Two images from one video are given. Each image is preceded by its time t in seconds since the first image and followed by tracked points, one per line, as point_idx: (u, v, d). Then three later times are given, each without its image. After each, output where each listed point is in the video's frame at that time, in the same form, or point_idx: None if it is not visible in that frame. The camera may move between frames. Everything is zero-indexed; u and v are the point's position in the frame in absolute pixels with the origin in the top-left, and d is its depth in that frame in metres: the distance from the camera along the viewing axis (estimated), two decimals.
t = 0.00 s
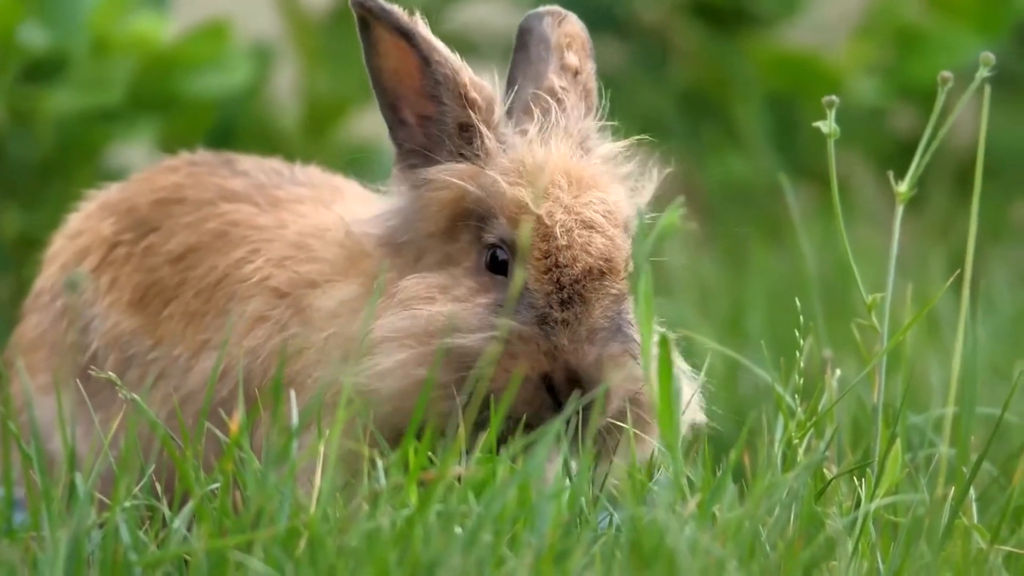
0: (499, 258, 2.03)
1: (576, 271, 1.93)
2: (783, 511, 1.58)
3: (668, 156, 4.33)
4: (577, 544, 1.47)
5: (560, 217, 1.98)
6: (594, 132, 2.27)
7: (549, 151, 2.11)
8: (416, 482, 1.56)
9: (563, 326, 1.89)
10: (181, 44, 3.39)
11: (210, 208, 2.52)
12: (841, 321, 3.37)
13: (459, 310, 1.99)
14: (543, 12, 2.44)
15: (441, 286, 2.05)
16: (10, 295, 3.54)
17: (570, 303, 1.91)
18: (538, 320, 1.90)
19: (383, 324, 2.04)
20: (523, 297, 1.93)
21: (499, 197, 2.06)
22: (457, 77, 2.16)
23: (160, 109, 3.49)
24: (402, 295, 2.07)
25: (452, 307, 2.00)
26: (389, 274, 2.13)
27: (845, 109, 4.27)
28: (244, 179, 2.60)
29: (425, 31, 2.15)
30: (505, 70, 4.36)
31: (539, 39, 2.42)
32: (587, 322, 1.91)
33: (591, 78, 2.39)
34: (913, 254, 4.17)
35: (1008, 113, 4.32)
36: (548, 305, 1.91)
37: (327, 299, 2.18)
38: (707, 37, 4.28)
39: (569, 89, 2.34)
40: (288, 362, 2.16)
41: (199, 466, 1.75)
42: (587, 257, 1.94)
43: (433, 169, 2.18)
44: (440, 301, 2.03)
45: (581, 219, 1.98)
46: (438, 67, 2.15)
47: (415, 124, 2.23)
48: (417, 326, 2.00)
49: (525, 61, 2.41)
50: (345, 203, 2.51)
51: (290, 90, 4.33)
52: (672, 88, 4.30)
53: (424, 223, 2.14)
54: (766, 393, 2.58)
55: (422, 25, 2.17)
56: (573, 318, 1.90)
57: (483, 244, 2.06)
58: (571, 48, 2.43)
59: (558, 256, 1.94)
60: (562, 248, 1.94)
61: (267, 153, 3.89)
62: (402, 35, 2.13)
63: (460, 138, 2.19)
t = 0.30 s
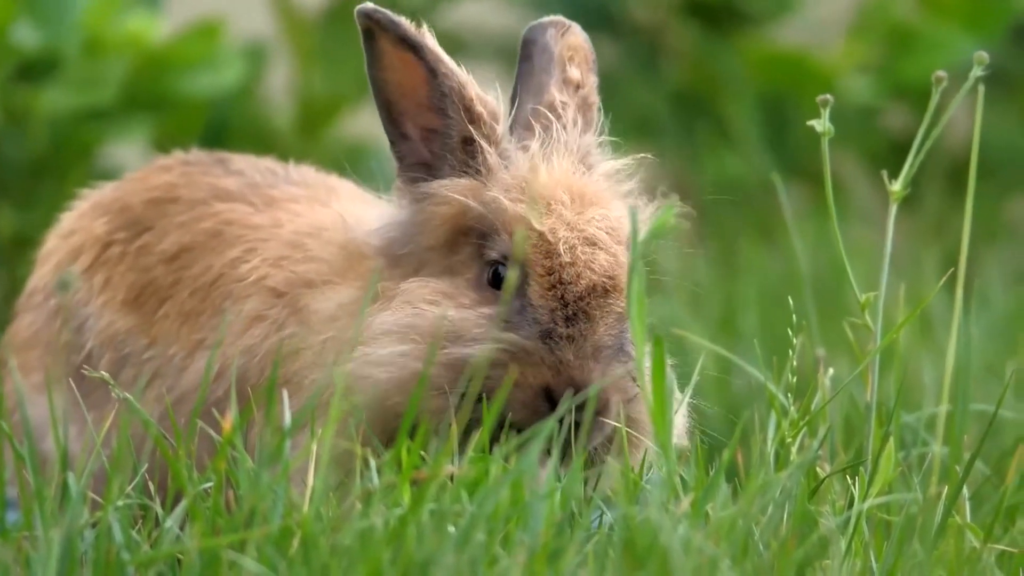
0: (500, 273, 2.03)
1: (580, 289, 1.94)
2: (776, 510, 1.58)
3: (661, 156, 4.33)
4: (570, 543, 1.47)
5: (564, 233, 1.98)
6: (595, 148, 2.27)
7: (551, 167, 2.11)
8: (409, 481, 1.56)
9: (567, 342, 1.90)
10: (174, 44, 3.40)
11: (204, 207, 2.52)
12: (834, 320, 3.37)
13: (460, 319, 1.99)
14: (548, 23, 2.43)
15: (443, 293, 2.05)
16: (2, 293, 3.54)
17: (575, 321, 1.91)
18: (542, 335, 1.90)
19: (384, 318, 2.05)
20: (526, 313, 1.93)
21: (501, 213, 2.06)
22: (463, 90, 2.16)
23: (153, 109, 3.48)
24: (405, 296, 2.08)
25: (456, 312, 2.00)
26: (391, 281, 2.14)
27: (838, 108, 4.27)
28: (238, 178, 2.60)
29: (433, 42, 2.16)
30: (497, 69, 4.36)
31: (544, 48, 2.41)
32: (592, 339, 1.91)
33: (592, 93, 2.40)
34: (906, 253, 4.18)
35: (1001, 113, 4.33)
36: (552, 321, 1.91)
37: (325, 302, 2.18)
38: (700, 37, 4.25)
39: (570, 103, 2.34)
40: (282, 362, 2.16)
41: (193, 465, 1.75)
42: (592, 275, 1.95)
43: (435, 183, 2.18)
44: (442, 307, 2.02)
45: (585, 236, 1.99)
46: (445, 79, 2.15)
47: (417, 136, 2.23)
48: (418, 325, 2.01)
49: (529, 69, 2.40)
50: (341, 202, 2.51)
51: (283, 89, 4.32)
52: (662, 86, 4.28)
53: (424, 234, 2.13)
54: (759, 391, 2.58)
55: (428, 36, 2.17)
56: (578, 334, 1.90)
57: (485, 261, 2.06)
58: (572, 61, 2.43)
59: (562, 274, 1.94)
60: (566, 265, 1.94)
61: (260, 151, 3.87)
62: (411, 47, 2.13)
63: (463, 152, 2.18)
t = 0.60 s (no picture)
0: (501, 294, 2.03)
1: (579, 316, 1.92)
2: (772, 508, 1.58)
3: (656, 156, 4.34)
4: (565, 542, 1.47)
5: (566, 259, 1.97)
6: (600, 166, 2.28)
7: (557, 190, 2.10)
8: (404, 481, 1.56)
9: (561, 370, 1.89)
10: (169, 43, 3.37)
11: (199, 206, 2.51)
12: (828, 319, 3.37)
13: (456, 340, 1.99)
14: (558, 33, 2.44)
15: (442, 310, 2.05)
16: None
17: (571, 349, 1.90)
18: (537, 361, 1.90)
19: (377, 339, 2.05)
20: (524, 337, 1.93)
21: (504, 234, 2.05)
22: (468, 105, 2.14)
23: (148, 108, 3.48)
24: (401, 313, 2.07)
25: (451, 334, 1.99)
26: (391, 293, 2.13)
27: (833, 107, 4.26)
28: (232, 178, 2.59)
29: (438, 57, 2.13)
30: (492, 68, 4.36)
31: (553, 59, 2.42)
32: (587, 368, 1.89)
33: (600, 107, 2.38)
34: (900, 252, 4.18)
35: (995, 112, 4.33)
36: (549, 348, 1.91)
37: (324, 308, 2.17)
38: (695, 37, 4.23)
39: (578, 118, 2.33)
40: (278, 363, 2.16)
41: (187, 465, 1.75)
42: (592, 303, 1.93)
43: (440, 200, 2.17)
44: (439, 326, 2.02)
45: (587, 263, 1.98)
46: (449, 94, 2.13)
47: (422, 148, 2.20)
48: (410, 350, 2.01)
49: (536, 79, 2.41)
50: (336, 202, 2.51)
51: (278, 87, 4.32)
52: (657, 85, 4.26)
53: (426, 246, 2.14)
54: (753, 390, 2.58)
55: (434, 50, 2.14)
56: (572, 362, 1.89)
57: (486, 278, 2.07)
58: (582, 74, 2.42)
59: (562, 300, 1.93)
60: (567, 291, 1.94)
61: (255, 150, 3.86)
62: (415, 61, 2.09)
63: (467, 166, 2.17)
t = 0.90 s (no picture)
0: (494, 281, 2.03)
1: (576, 300, 1.93)
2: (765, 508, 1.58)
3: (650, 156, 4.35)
4: (560, 542, 1.47)
5: (558, 243, 1.98)
6: (582, 141, 2.27)
7: (542, 172, 2.10)
8: (399, 480, 1.57)
9: (566, 357, 1.90)
10: (162, 43, 3.37)
11: (193, 206, 2.51)
12: (822, 319, 3.37)
13: (459, 331, 1.98)
14: (527, 15, 2.47)
15: (441, 304, 2.04)
16: None
17: (573, 333, 1.91)
18: (541, 349, 1.90)
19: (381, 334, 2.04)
20: (524, 327, 1.93)
21: (491, 221, 2.05)
22: (448, 89, 2.13)
23: (142, 108, 3.49)
24: (403, 308, 2.06)
25: (453, 325, 1.99)
26: (385, 290, 2.12)
27: (826, 106, 4.26)
28: (226, 177, 2.59)
29: (419, 43, 2.13)
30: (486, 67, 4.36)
31: (524, 41, 2.45)
32: (591, 352, 1.90)
33: (576, 85, 2.40)
34: (895, 251, 4.19)
35: (989, 112, 4.34)
36: (550, 335, 1.91)
37: (314, 305, 2.16)
38: (688, 37, 4.21)
39: (554, 96, 2.34)
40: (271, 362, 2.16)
41: (181, 464, 1.75)
42: (587, 285, 1.94)
43: (424, 188, 2.17)
44: (442, 320, 2.01)
45: (578, 244, 1.99)
46: (430, 79, 2.13)
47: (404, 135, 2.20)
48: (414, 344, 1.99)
49: (510, 62, 2.43)
50: (328, 201, 2.51)
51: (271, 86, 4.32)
52: (650, 84, 4.28)
53: (414, 236, 2.13)
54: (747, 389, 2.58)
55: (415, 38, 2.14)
56: (576, 348, 1.90)
57: (477, 266, 2.07)
58: (555, 54, 2.45)
59: (558, 286, 1.94)
60: (562, 276, 1.94)
61: (249, 151, 3.86)
62: (396, 48, 2.10)
63: (451, 151, 2.17)
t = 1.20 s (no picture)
0: (464, 257, 2.04)
1: (546, 275, 1.93)
2: (761, 507, 1.59)
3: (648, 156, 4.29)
4: (556, 541, 1.47)
5: (528, 218, 1.97)
6: (549, 113, 2.28)
7: (509, 144, 2.09)
8: (394, 479, 1.57)
9: (538, 332, 1.90)
10: (158, 41, 3.37)
11: (185, 206, 2.51)
12: (819, 318, 3.37)
13: (432, 309, 1.99)
14: None
15: (412, 280, 2.04)
16: None
17: (544, 309, 1.91)
18: (514, 324, 1.90)
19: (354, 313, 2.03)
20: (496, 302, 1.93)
21: (461, 196, 2.04)
22: (417, 63, 2.14)
23: (139, 106, 3.47)
24: (375, 286, 2.06)
25: (428, 303, 2.00)
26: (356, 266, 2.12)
27: (822, 105, 4.26)
28: (220, 177, 2.59)
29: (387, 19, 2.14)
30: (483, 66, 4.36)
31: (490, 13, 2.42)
32: (561, 327, 1.92)
33: (543, 55, 2.40)
34: (891, 250, 4.18)
35: (985, 112, 4.34)
36: (523, 310, 1.91)
37: (291, 295, 2.17)
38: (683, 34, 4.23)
39: (522, 67, 2.35)
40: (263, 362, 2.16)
41: (177, 464, 1.75)
42: (557, 260, 1.95)
43: (393, 160, 2.17)
44: (416, 298, 2.02)
45: (548, 218, 1.99)
46: (399, 53, 2.13)
47: (369, 110, 2.21)
48: (391, 323, 2.00)
49: (474, 36, 2.41)
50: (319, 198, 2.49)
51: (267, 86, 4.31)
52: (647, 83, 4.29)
53: (385, 210, 2.13)
54: (744, 389, 2.58)
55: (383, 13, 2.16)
56: (547, 323, 1.91)
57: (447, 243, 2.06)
58: (522, 24, 2.43)
59: (529, 261, 1.94)
60: (533, 251, 1.94)
61: (245, 151, 3.86)
62: (364, 23, 2.12)
63: (420, 124, 2.17)
